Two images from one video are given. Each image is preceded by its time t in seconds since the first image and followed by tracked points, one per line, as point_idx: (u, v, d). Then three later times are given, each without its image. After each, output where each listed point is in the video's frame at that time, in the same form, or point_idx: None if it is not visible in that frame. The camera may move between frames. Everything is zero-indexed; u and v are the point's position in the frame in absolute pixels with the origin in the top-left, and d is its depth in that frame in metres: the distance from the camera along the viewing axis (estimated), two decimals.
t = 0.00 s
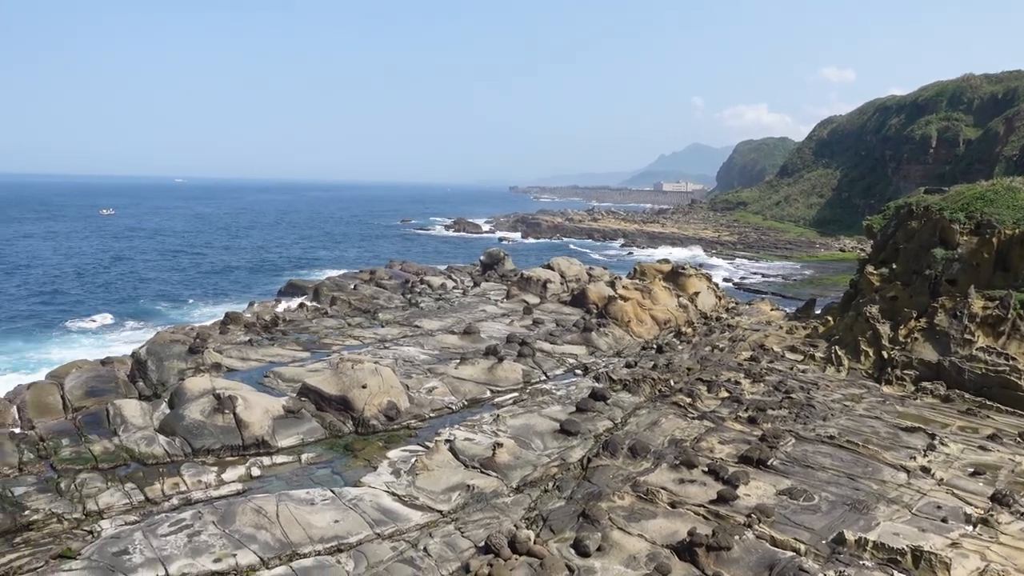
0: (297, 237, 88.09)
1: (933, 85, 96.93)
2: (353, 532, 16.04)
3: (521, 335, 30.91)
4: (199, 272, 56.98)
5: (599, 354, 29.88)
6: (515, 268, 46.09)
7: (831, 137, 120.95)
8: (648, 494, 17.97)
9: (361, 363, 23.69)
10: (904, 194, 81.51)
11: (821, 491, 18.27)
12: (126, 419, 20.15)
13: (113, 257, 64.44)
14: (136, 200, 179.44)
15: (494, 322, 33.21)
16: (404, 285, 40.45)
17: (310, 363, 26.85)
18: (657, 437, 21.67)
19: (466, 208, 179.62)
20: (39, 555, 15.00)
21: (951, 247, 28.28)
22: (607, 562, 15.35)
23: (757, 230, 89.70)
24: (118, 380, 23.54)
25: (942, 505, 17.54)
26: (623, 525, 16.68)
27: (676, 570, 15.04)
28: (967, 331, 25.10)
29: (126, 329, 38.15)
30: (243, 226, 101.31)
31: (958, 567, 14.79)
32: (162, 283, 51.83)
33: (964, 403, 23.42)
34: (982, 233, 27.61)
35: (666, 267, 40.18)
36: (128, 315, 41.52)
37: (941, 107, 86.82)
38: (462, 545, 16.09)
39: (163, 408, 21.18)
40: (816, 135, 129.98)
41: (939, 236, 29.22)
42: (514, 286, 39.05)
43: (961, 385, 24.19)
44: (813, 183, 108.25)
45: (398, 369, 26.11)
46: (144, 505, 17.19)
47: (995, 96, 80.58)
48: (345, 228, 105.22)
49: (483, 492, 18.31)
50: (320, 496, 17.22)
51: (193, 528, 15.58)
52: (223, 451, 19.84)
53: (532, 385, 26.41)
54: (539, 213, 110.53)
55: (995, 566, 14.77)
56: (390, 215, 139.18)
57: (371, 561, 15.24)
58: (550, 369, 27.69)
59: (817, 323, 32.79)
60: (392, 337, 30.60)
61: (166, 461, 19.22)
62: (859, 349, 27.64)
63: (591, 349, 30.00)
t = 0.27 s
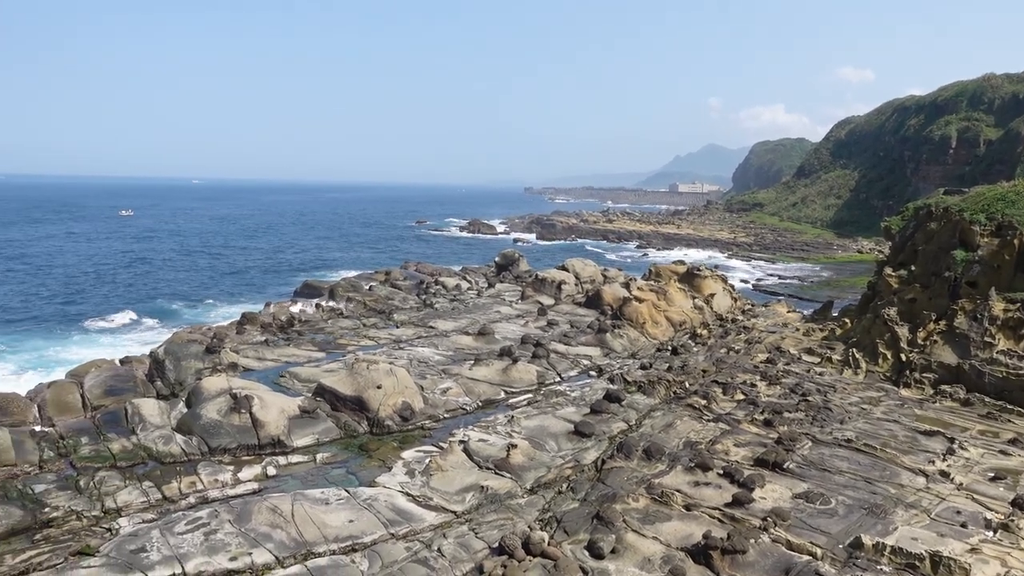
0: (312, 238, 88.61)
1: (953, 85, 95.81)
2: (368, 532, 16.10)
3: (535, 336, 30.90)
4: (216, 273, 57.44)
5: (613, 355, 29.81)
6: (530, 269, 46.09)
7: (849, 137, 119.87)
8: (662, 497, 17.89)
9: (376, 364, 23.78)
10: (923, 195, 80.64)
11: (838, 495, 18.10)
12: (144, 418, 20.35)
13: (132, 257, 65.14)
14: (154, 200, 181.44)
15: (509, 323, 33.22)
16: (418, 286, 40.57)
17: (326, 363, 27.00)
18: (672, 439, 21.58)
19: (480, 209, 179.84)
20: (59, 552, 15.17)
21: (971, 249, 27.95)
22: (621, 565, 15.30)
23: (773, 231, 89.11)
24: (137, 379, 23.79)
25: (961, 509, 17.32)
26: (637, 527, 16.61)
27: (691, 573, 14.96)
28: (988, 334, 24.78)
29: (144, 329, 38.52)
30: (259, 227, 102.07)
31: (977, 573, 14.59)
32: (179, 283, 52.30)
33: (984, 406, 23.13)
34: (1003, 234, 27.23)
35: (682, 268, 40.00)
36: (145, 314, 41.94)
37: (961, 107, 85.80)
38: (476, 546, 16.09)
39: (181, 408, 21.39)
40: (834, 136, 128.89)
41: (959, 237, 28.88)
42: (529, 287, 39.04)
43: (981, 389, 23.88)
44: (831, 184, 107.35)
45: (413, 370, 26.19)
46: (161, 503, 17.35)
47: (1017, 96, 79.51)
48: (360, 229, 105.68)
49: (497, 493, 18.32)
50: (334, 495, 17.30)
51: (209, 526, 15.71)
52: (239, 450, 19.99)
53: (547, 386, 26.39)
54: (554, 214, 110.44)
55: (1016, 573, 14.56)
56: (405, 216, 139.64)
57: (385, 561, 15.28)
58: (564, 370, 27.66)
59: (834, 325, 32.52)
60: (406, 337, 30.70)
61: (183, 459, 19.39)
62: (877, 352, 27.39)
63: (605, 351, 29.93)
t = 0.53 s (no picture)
0: (324, 237, 88.92)
1: (970, 83, 94.84)
2: (379, 530, 16.15)
3: (546, 335, 30.89)
4: (228, 271, 57.74)
5: (625, 355, 29.75)
6: (541, 268, 46.07)
7: (863, 136, 118.96)
8: (673, 497, 17.84)
9: (387, 362, 23.86)
10: (938, 194, 79.94)
11: (850, 496, 17.98)
12: (158, 415, 20.52)
13: (145, 256, 65.65)
14: (167, 199, 182.77)
15: (519, 322, 33.22)
16: (430, 285, 40.65)
17: (337, 361, 27.11)
18: (683, 439, 21.52)
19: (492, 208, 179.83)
20: (74, 547, 15.30)
21: (987, 249, 27.55)
22: (632, 564, 15.27)
23: (786, 231, 88.63)
24: (150, 376, 23.97)
25: (976, 512, 17.16)
26: (648, 527, 16.57)
27: (703, 573, 14.90)
28: (1003, 334, 24.40)
29: (157, 327, 38.79)
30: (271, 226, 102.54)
31: None
32: (192, 282, 52.63)
33: (1000, 408, 22.88)
34: (1020, 233, 26.77)
35: (693, 268, 39.85)
36: (159, 312, 42.26)
37: (977, 106, 84.92)
38: (487, 545, 16.10)
39: (194, 405, 21.52)
40: (847, 134, 127.94)
41: (974, 237, 28.48)
42: (539, 287, 39.03)
43: (996, 390, 23.63)
44: (844, 183, 106.60)
45: (424, 369, 26.24)
46: (175, 500, 17.48)
47: None
48: (372, 227, 105.97)
49: (508, 492, 18.34)
50: (346, 493, 17.37)
51: (222, 523, 15.81)
52: (251, 448, 20.10)
53: (558, 386, 26.38)
54: (565, 213, 110.28)
55: None
56: (416, 215, 139.99)
57: (396, 559, 15.32)
58: (575, 370, 27.64)
59: (848, 325, 32.30)
60: (418, 336, 30.77)
61: (196, 456, 19.52)
62: (891, 352, 27.21)
63: (616, 350, 29.88)
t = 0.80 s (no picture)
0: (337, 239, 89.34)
1: (988, 82, 93.80)
2: (392, 532, 16.19)
3: (559, 337, 30.86)
4: (243, 273, 58.15)
5: (638, 357, 29.66)
6: (554, 270, 46.04)
7: (878, 136, 117.95)
8: (687, 500, 17.76)
9: (400, 364, 23.93)
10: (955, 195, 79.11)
11: (866, 500, 17.82)
12: (173, 416, 20.69)
13: (160, 257, 66.26)
14: (183, 202, 184.42)
15: (532, 324, 33.22)
16: (442, 287, 40.73)
17: (351, 363, 27.22)
18: (697, 441, 21.41)
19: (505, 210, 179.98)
20: (91, 546, 15.43)
21: (1005, 250, 27.17)
22: (645, 567, 15.21)
23: (801, 232, 88.07)
24: (166, 377, 24.18)
25: (995, 516, 16.95)
26: (662, 530, 16.50)
27: None
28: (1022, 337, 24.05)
29: (173, 328, 39.13)
30: (285, 227, 103.20)
31: None
32: (207, 283, 53.04)
33: (1018, 411, 22.61)
34: None
35: (707, 270, 39.68)
36: (174, 314, 42.63)
37: (995, 106, 83.99)
38: (500, 547, 16.10)
39: (209, 406, 21.69)
40: (863, 135, 126.93)
41: (992, 238, 28.11)
42: (552, 288, 39.01)
43: (1015, 393, 23.37)
44: (860, 184, 105.76)
45: (437, 370, 26.29)
46: (190, 500, 17.61)
47: None
48: (385, 229, 106.35)
49: (521, 493, 18.33)
50: (359, 494, 17.44)
51: (236, 524, 15.91)
52: (266, 449, 20.22)
53: (570, 388, 26.34)
54: (578, 215, 110.13)
55: None
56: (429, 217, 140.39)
57: (410, 561, 15.35)
58: (588, 372, 27.59)
59: (864, 327, 32.08)
60: (431, 338, 30.84)
61: (212, 457, 19.66)
62: (907, 355, 27.02)
63: (630, 352, 29.79)
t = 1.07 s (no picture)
0: (352, 237, 89.76)
1: (1009, 78, 92.49)
2: (407, 529, 16.25)
3: (573, 336, 30.83)
4: (259, 271, 58.59)
5: (653, 356, 29.56)
6: (568, 269, 45.98)
7: (897, 133, 116.72)
8: (702, 499, 17.68)
9: (415, 362, 24.01)
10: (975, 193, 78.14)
11: (884, 500, 17.66)
12: (191, 413, 20.89)
13: (178, 256, 66.90)
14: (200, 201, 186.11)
15: (546, 322, 33.20)
16: (457, 285, 40.81)
17: (366, 361, 27.34)
18: (712, 441, 21.32)
19: (519, 209, 180.11)
20: (110, 541, 15.59)
21: None
22: (660, 566, 15.17)
23: (818, 230, 87.36)
24: (184, 375, 24.37)
25: (1015, 518, 16.74)
26: (676, 529, 16.45)
27: None
28: None
29: (190, 326, 39.48)
30: (301, 226, 103.87)
31: None
32: (224, 281, 53.48)
33: None
34: None
35: (722, 268, 39.48)
36: (191, 311, 43.02)
37: (1016, 102, 82.83)
38: (514, 545, 16.13)
39: (226, 403, 21.86)
40: (881, 132, 125.63)
41: (1014, 236, 27.72)
42: (567, 287, 38.98)
43: None
44: (877, 182, 104.75)
45: (451, 369, 26.34)
46: (207, 497, 17.77)
47: None
48: (400, 228, 106.71)
49: (535, 492, 18.34)
50: (374, 492, 17.52)
51: (253, 520, 16.03)
52: (282, 446, 20.35)
53: (585, 386, 26.31)
54: (592, 213, 109.88)
55: None
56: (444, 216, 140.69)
57: (424, 558, 15.41)
58: (603, 370, 27.54)
59: (881, 326, 31.78)
60: (445, 336, 30.91)
61: (228, 454, 19.82)
62: (926, 354, 26.75)
63: (644, 351, 29.70)
